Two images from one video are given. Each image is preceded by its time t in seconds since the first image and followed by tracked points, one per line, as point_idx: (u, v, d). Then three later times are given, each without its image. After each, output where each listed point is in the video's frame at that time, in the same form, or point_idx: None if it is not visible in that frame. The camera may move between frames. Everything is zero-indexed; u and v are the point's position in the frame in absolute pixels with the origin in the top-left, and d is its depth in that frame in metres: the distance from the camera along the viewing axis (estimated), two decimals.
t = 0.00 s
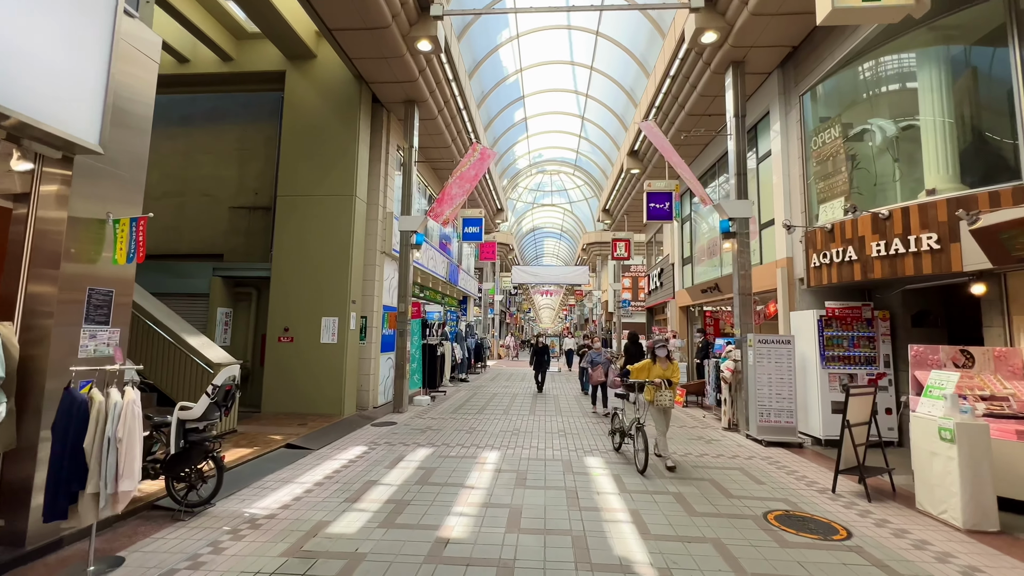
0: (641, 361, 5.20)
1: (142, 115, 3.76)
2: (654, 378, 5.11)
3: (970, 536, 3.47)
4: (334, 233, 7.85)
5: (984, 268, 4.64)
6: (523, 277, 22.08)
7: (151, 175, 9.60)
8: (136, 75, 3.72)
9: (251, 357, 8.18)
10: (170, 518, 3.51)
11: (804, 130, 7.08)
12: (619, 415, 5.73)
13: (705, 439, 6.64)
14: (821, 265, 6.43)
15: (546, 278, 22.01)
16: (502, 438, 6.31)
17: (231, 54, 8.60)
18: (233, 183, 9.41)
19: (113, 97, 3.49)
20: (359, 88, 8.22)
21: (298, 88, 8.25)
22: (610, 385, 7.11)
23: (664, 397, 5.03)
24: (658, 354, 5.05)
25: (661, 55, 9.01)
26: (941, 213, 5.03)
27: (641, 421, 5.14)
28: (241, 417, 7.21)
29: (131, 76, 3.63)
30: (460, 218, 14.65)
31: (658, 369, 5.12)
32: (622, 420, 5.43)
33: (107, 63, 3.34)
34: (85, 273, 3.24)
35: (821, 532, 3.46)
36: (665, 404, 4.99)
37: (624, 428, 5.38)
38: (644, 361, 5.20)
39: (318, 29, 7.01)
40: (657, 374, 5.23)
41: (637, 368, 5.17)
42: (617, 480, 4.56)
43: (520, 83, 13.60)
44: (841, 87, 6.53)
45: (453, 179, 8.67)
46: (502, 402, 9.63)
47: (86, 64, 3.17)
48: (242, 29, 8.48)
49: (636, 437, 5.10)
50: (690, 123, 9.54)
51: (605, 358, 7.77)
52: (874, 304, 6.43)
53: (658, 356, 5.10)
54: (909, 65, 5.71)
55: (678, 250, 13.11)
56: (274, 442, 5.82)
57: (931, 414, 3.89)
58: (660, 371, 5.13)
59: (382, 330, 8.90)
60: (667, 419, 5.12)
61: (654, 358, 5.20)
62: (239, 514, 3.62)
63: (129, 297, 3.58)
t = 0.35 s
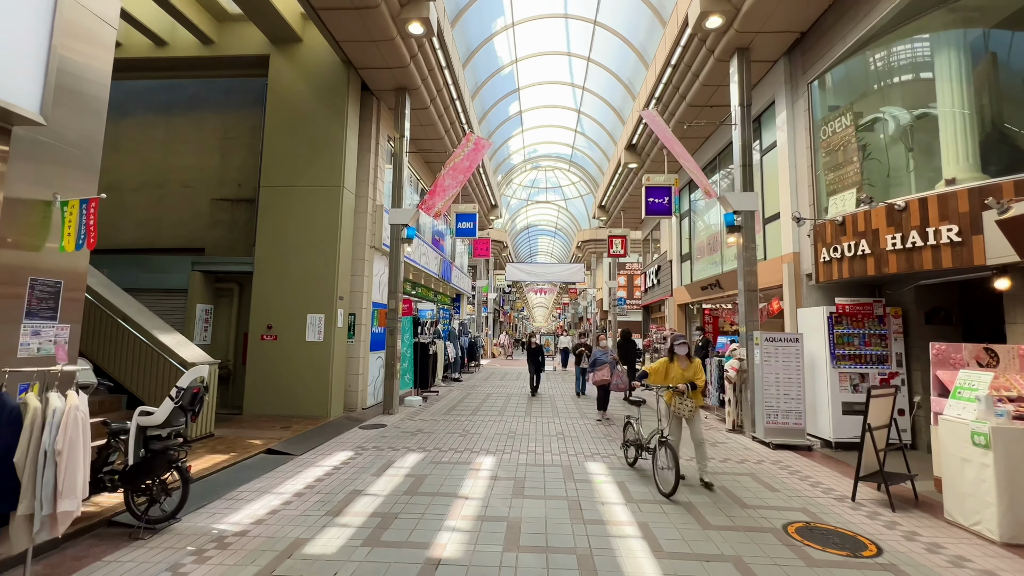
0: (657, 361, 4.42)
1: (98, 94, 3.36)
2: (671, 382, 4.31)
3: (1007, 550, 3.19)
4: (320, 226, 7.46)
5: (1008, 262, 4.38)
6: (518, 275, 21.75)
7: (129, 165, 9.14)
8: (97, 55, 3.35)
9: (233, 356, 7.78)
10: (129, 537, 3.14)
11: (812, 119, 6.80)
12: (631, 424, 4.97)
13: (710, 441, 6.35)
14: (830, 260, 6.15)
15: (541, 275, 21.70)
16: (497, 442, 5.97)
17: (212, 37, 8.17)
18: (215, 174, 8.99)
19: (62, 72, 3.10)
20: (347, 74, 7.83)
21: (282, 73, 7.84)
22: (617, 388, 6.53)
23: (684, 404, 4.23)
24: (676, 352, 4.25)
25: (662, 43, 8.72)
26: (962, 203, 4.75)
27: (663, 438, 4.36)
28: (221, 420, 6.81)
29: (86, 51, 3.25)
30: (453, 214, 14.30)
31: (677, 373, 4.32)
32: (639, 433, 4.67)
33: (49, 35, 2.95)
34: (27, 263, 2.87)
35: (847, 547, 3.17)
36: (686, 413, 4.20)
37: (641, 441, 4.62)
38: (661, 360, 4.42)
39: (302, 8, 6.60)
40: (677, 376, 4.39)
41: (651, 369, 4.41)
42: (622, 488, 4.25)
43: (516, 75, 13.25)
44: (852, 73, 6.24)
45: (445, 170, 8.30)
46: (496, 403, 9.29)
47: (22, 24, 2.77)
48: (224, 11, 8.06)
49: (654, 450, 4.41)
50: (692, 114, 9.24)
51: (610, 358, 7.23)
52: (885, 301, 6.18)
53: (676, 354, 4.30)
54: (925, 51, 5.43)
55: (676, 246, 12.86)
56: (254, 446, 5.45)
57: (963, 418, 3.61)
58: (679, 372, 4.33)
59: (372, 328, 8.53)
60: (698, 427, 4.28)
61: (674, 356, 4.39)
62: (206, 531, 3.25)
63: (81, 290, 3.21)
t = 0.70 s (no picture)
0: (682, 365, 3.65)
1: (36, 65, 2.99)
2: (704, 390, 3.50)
3: None
4: (304, 219, 7.07)
5: None
6: (511, 273, 21.41)
7: (102, 155, 8.68)
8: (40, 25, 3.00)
9: (211, 356, 7.36)
10: (73, 563, 2.77)
11: (819, 109, 6.53)
12: (650, 439, 4.24)
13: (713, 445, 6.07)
14: (840, 256, 5.88)
15: (534, 273, 21.38)
16: (490, 447, 5.62)
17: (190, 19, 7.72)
18: (194, 165, 8.55)
19: None
20: (333, 59, 7.42)
21: (264, 58, 7.44)
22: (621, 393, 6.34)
23: (722, 418, 3.41)
24: (710, 354, 3.47)
25: (661, 31, 8.42)
26: (983, 195, 4.48)
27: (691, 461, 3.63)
28: (197, 424, 6.41)
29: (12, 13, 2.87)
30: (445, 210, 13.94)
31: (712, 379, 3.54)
32: (660, 449, 3.94)
33: None
34: None
35: (877, 568, 2.88)
36: (725, 428, 3.39)
37: (662, 460, 3.90)
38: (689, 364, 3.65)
39: None
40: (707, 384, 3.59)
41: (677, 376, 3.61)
42: (625, 500, 3.93)
43: (509, 67, 12.91)
44: (862, 61, 5.95)
45: (437, 162, 7.94)
46: (490, 405, 8.95)
47: None
48: None
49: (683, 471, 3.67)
50: (692, 106, 8.96)
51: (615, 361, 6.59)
52: (895, 298, 5.92)
53: (709, 357, 3.54)
54: (938, 42, 5.15)
55: (673, 244, 12.60)
56: (229, 454, 5.07)
57: (995, 424, 3.34)
58: (713, 380, 3.57)
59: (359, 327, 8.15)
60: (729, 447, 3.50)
61: (705, 359, 3.63)
62: (163, 556, 2.89)
63: (17, 284, 2.83)
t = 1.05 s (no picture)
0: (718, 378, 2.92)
1: None
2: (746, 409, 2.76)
3: None
4: (285, 212, 6.68)
5: None
6: (504, 271, 21.08)
7: (73, 144, 8.22)
8: None
9: (186, 357, 6.94)
10: None
11: (826, 99, 6.25)
12: (673, 459, 3.49)
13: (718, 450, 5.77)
14: (849, 252, 5.60)
15: (528, 272, 21.07)
16: (481, 454, 5.29)
17: None
18: (171, 155, 8.13)
19: None
20: (316, 44, 7.03)
21: (243, 41, 7.03)
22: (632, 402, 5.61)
23: (771, 441, 2.59)
24: (754, 363, 2.74)
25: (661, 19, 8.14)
26: (1006, 186, 4.21)
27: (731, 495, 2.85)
28: (169, 430, 6.01)
29: None
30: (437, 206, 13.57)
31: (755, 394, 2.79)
32: (690, 476, 3.18)
33: None
34: None
35: None
36: (773, 457, 2.57)
37: (690, 490, 3.17)
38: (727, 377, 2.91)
39: None
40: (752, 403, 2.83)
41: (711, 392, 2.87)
42: (629, 515, 3.60)
43: (503, 59, 12.56)
44: (872, 47, 5.67)
45: (426, 153, 7.59)
46: (482, 408, 8.60)
47: None
48: None
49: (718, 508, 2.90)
50: (692, 98, 8.68)
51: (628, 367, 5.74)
52: (906, 297, 5.66)
53: (754, 367, 2.80)
54: (952, 31, 4.89)
55: (670, 241, 12.34)
56: (200, 463, 4.69)
57: None
58: (759, 396, 2.80)
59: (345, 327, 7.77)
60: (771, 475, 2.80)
61: (748, 371, 2.89)
62: None
63: None
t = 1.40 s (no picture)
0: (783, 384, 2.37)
1: None
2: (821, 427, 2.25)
3: None
4: (269, 203, 6.32)
5: None
6: (499, 269, 20.76)
7: (45, 131, 7.78)
8: None
9: (164, 357, 6.56)
10: None
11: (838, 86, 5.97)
12: (720, 487, 2.70)
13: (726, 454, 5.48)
14: (863, 246, 5.33)
15: (523, 269, 20.76)
16: (476, 460, 4.97)
17: None
18: (149, 144, 7.72)
19: None
20: (303, 26, 6.66)
21: (225, 22, 6.64)
22: (647, 409, 5.15)
23: (855, 474, 2.10)
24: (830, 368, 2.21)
25: (663, 5, 7.84)
26: None
27: (817, 545, 2.12)
28: (143, 435, 5.63)
29: None
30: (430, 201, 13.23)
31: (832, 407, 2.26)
32: (748, 519, 2.38)
33: None
34: None
35: None
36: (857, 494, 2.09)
37: (745, 535, 2.39)
38: (792, 383, 2.37)
39: None
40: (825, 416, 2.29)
41: (775, 403, 2.33)
42: (640, 530, 3.29)
43: (498, 49, 12.23)
44: (887, 31, 5.39)
45: (419, 142, 7.25)
46: (477, 409, 8.27)
47: None
48: None
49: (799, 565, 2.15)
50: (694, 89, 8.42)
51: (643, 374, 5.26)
52: (922, 293, 5.40)
53: (829, 374, 2.25)
54: (972, 17, 4.66)
55: (669, 237, 12.08)
56: (172, 471, 4.34)
57: None
58: (834, 409, 2.26)
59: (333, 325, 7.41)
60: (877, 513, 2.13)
61: (818, 376, 2.34)
62: None
63: None
